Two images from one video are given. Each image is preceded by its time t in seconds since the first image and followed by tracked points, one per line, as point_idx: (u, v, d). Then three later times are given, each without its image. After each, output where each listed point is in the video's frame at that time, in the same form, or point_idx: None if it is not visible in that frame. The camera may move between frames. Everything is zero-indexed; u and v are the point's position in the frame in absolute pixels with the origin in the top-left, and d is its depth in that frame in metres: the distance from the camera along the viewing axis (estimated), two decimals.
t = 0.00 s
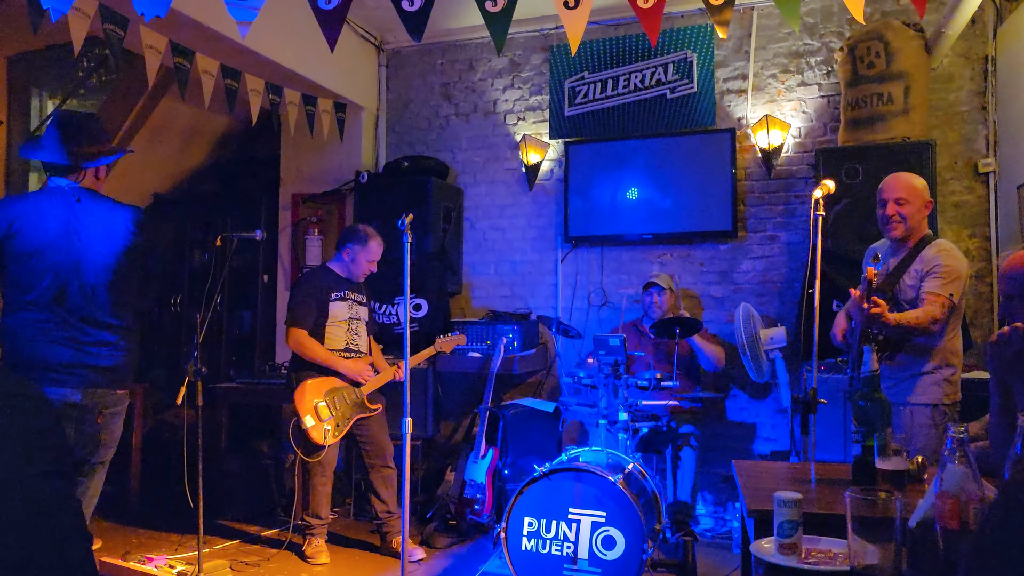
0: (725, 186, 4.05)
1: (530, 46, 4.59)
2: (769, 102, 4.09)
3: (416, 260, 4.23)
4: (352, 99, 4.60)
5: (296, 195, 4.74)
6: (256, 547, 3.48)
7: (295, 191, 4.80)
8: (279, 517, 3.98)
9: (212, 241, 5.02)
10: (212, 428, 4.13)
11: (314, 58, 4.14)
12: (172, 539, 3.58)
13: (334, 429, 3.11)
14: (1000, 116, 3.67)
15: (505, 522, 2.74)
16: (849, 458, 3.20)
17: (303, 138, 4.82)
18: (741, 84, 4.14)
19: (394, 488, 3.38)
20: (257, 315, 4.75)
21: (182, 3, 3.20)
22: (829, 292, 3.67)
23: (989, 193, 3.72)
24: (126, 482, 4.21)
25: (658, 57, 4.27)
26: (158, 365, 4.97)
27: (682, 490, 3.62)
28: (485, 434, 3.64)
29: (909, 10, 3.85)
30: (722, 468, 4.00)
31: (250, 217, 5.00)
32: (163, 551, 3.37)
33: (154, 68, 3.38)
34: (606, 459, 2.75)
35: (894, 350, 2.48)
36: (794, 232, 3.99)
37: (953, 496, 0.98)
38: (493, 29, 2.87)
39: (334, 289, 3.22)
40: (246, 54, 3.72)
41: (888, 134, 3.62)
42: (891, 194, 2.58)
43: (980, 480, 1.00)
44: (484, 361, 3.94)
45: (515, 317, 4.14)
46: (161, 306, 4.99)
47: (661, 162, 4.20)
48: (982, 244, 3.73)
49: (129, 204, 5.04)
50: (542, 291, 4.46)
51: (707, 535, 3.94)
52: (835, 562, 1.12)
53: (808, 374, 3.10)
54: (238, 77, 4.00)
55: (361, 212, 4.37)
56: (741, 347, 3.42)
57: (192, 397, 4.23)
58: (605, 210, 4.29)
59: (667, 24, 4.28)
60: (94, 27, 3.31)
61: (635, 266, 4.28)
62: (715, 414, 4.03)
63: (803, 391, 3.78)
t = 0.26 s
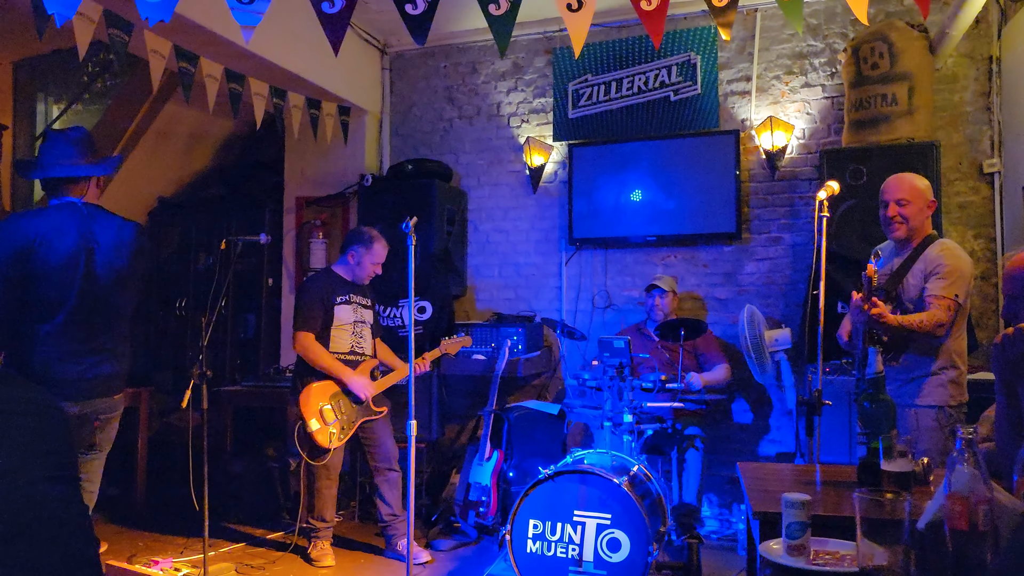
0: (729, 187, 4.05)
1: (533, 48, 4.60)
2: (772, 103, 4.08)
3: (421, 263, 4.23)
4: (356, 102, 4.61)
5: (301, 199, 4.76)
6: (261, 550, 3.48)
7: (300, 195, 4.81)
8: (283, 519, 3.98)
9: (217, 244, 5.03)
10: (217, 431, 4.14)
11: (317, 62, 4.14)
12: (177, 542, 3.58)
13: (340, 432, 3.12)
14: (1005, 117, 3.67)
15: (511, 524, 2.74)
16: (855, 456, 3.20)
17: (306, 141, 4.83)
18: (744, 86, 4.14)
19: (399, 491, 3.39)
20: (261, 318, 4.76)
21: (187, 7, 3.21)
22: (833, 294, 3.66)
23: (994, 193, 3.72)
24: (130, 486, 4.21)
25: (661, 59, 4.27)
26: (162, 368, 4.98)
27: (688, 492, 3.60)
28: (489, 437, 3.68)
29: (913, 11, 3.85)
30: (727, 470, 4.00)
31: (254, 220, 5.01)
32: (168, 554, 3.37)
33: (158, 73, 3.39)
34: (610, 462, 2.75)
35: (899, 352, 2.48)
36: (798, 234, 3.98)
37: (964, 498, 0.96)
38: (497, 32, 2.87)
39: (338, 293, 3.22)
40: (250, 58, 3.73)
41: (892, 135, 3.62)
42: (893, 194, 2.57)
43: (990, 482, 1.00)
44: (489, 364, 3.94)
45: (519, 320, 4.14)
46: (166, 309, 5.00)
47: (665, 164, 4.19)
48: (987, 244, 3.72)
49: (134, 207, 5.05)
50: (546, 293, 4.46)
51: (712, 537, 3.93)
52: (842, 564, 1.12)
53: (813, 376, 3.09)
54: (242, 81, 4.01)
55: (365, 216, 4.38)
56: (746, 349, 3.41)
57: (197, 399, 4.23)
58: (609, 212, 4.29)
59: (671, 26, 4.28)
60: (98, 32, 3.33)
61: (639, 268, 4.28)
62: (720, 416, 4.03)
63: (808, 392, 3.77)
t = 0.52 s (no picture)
0: (732, 189, 4.05)
1: (536, 50, 4.60)
2: (776, 105, 4.08)
3: (424, 265, 4.24)
4: (359, 105, 4.61)
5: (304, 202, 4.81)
6: (265, 553, 3.48)
7: (302, 198, 4.86)
8: (287, 522, 3.98)
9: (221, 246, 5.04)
10: (220, 434, 4.14)
11: (320, 65, 4.15)
12: (181, 544, 3.58)
13: (343, 434, 3.13)
14: (1009, 118, 3.66)
15: (514, 526, 2.73)
16: (859, 458, 3.19)
17: (310, 144, 4.83)
18: (747, 87, 4.14)
19: (402, 492, 3.39)
20: (264, 321, 4.76)
21: (190, 10, 3.22)
22: (837, 296, 3.66)
23: (998, 194, 3.71)
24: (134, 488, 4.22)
25: (664, 61, 4.27)
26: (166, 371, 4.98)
27: (692, 494, 3.60)
28: (493, 439, 3.67)
29: (916, 11, 3.85)
30: (731, 472, 3.99)
31: (258, 223, 5.02)
32: (173, 557, 3.38)
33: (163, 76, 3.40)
34: (614, 464, 2.74)
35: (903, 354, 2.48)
36: (801, 235, 3.98)
37: (968, 499, 0.96)
38: (500, 33, 2.88)
39: (342, 295, 3.23)
40: (253, 61, 3.73)
41: (896, 136, 3.62)
42: (891, 195, 2.59)
43: (995, 483, 0.99)
44: (492, 365, 3.94)
45: (523, 322, 4.14)
46: (170, 312, 5.01)
47: (668, 166, 4.19)
48: (991, 245, 3.71)
49: (138, 210, 5.06)
50: (549, 295, 4.46)
51: (716, 539, 3.92)
52: (847, 565, 1.12)
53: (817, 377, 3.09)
54: (245, 84, 4.02)
55: (368, 218, 4.38)
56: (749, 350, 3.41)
57: (201, 402, 4.24)
58: (612, 214, 4.29)
59: (673, 28, 4.29)
60: (102, 35, 3.33)
61: (643, 270, 4.28)
62: (723, 418, 4.03)
63: (812, 394, 3.77)
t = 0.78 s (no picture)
0: (734, 190, 4.04)
1: (537, 52, 4.61)
2: (777, 106, 4.08)
3: (426, 267, 4.24)
4: (360, 107, 4.62)
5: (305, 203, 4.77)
6: (267, 555, 3.48)
7: (304, 200, 4.83)
8: (289, 524, 3.98)
9: (223, 248, 5.04)
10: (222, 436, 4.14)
11: (322, 67, 4.15)
12: (183, 546, 3.58)
13: (344, 436, 3.12)
14: (1010, 119, 3.66)
15: (516, 528, 2.73)
16: (862, 459, 3.19)
17: (311, 146, 4.84)
18: (748, 88, 4.14)
19: (404, 494, 3.39)
20: (266, 323, 4.77)
21: (192, 13, 3.22)
22: (839, 297, 3.65)
23: (999, 194, 3.71)
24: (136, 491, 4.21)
25: (665, 62, 4.27)
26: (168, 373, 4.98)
27: (694, 495, 3.60)
28: (495, 441, 3.65)
29: (916, 12, 3.85)
30: (733, 473, 3.99)
31: (259, 225, 5.02)
32: (174, 559, 3.38)
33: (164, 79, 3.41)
34: (616, 465, 2.74)
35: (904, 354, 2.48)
36: (803, 236, 3.98)
37: (971, 500, 0.97)
38: (501, 35, 2.88)
39: (344, 298, 3.23)
40: (255, 63, 3.73)
41: (897, 137, 3.61)
42: (893, 195, 2.59)
43: (998, 484, 0.99)
44: (494, 367, 3.92)
45: (524, 323, 4.14)
46: (172, 314, 5.02)
47: (669, 167, 4.19)
48: (993, 246, 3.71)
49: (139, 212, 5.07)
50: (551, 297, 4.46)
51: (718, 541, 3.92)
52: (850, 567, 1.12)
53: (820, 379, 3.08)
54: (247, 86, 4.02)
55: (369, 220, 4.38)
56: (751, 351, 3.40)
57: (203, 404, 4.24)
58: (614, 215, 4.28)
59: (674, 29, 4.29)
60: (103, 37, 3.34)
61: (644, 271, 4.28)
62: (725, 420, 4.02)
63: (813, 395, 3.76)
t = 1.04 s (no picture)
0: (735, 191, 4.04)
1: (538, 54, 4.61)
2: (778, 107, 4.08)
3: (427, 268, 4.24)
4: (362, 109, 4.62)
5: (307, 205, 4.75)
6: (268, 557, 3.48)
7: (305, 202, 4.82)
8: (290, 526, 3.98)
9: (224, 250, 5.04)
10: (224, 438, 4.14)
11: (323, 69, 4.15)
12: (185, 549, 3.58)
13: (345, 438, 3.12)
14: (1011, 120, 3.66)
15: (518, 529, 2.73)
16: (864, 460, 3.19)
17: (312, 148, 4.84)
18: (750, 90, 4.14)
19: (406, 497, 3.39)
20: (268, 325, 4.77)
21: (193, 15, 3.22)
22: (841, 298, 3.65)
23: (1000, 195, 3.70)
24: (138, 493, 4.21)
25: (666, 64, 4.27)
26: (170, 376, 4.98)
27: (695, 497, 3.59)
28: (497, 443, 3.65)
29: (918, 13, 3.85)
30: (735, 475, 3.98)
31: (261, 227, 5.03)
32: (176, 562, 3.37)
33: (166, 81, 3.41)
34: (618, 467, 2.73)
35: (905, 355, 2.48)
36: (805, 237, 3.98)
37: (973, 501, 0.96)
38: (502, 37, 2.88)
39: (346, 302, 3.23)
40: (256, 65, 3.74)
41: (898, 138, 3.61)
42: (895, 195, 2.58)
43: (1000, 485, 0.98)
44: (495, 369, 3.92)
45: (526, 325, 4.14)
46: (174, 316, 5.02)
47: (671, 168, 4.19)
48: (995, 247, 3.71)
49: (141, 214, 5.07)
50: (553, 298, 4.46)
51: (721, 542, 3.92)
52: (852, 569, 1.11)
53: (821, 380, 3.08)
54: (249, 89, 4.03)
55: (371, 223, 4.38)
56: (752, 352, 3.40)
57: (204, 406, 4.24)
58: (615, 217, 4.28)
59: (675, 31, 4.29)
60: (104, 40, 3.34)
61: (646, 273, 4.28)
62: (727, 421, 4.02)
63: (815, 397, 3.76)
